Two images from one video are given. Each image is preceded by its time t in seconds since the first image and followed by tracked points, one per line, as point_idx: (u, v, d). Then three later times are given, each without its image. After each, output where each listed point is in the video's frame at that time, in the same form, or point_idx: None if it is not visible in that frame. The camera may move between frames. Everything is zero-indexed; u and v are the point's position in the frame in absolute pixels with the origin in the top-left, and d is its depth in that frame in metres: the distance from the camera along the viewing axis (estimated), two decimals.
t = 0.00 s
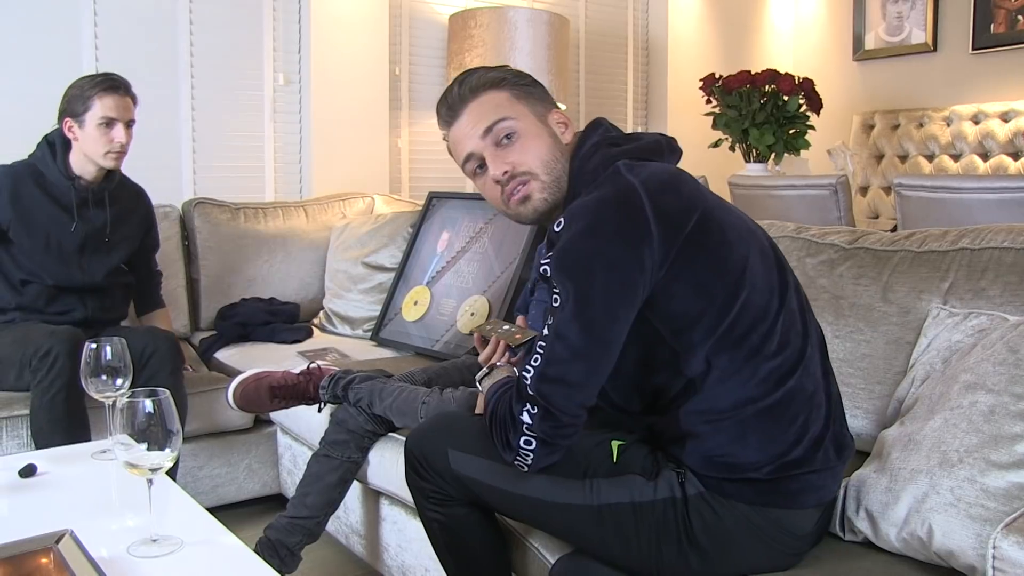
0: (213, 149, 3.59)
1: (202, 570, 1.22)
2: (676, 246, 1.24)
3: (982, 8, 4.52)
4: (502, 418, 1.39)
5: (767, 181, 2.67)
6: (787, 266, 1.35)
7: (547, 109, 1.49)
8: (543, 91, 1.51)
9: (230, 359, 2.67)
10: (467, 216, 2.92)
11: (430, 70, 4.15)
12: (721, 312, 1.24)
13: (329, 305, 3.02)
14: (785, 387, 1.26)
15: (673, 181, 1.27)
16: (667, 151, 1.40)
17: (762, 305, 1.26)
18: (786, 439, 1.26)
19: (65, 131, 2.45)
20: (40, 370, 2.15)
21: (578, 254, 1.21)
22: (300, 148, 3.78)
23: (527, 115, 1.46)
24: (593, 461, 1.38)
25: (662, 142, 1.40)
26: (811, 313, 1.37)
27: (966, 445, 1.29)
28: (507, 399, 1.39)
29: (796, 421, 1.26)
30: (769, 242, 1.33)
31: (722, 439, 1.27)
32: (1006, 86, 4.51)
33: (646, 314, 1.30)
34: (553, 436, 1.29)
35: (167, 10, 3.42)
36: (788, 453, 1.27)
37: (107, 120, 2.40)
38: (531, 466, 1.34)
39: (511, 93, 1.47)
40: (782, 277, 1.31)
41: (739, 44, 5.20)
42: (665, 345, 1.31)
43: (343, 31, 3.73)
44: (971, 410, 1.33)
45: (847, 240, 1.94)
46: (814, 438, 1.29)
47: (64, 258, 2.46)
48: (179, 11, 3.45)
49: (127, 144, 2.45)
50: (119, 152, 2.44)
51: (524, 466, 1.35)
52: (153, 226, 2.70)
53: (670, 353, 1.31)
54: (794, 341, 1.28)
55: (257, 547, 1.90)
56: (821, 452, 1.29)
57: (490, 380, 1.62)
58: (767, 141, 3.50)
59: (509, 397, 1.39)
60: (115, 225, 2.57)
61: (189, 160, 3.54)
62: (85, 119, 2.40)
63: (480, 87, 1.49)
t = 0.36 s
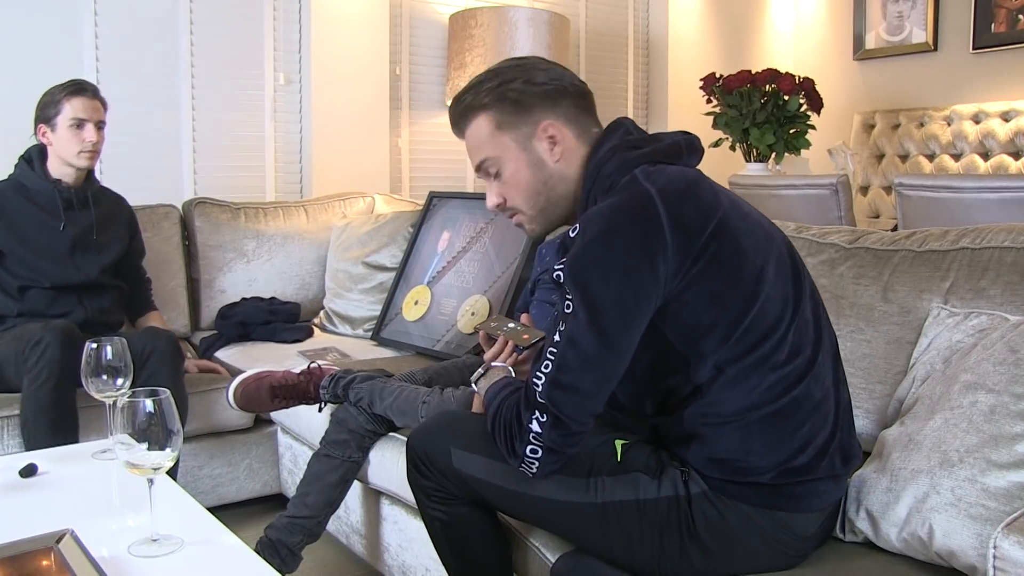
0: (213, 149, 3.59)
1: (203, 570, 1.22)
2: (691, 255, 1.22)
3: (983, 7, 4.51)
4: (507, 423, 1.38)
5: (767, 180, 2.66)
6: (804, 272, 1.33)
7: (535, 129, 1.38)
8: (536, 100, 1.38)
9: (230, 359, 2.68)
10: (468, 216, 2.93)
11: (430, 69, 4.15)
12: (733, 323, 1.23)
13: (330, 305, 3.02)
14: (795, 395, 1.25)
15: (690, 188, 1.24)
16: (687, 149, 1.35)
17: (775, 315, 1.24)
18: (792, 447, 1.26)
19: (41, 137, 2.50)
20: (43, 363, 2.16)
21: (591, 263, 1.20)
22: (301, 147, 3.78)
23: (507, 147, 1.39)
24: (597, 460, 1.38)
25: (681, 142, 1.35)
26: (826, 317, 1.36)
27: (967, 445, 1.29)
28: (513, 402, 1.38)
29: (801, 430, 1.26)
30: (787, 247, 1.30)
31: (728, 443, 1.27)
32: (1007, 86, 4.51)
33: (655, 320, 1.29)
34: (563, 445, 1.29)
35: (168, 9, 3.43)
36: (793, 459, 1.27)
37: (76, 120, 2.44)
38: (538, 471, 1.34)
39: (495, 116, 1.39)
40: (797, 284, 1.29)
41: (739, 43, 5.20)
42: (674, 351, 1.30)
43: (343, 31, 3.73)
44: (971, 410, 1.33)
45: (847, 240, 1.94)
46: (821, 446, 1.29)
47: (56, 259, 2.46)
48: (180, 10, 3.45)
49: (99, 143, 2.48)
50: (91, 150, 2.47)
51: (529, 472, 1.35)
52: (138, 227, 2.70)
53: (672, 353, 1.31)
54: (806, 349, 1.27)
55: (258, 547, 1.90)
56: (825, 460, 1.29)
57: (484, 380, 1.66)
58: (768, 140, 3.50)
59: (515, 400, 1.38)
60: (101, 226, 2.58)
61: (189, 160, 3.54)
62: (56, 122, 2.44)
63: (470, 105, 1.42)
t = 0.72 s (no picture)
0: (212, 149, 3.59)
1: (201, 570, 1.22)
2: (690, 261, 1.22)
3: (981, 7, 4.52)
4: (504, 429, 1.37)
5: (766, 180, 2.66)
6: (809, 275, 1.32)
7: (514, 155, 1.40)
8: (511, 128, 1.37)
9: (229, 357, 2.68)
10: (467, 215, 2.93)
11: (429, 69, 4.15)
12: (733, 328, 1.23)
13: (328, 305, 3.02)
14: (795, 398, 1.25)
15: (691, 192, 1.24)
16: (689, 150, 1.35)
17: (776, 320, 1.24)
18: (790, 451, 1.26)
19: (11, 134, 2.43)
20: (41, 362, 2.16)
21: (590, 269, 1.20)
22: (300, 147, 3.78)
23: (496, 169, 1.44)
24: (596, 461, 1.38)
25: (682, 142, 1.34)
26: (829, 319, 1.35)
27: (964, 445, 1.29)
28: (511, 406, 1.38)
29: (800, 433, 1.26)
30: (791, 249, 1.29)
31: (725, 446, 1.28)
32: (1005, 86, 4.51)
33: (654, 325, 1.29)
34: (562, 450, 1.29)
35: (167, 9, 3.42)
36: (793, 464, 1.27)
37: (46, 116, 2.38)
38: (538, 476, 1.33)
39: (480, 142, 1.42)
40: (800, 288, 1.28)
41: (738, 43, 5.20)
42: (673, 352, 1.30)
43: (341, 30, 3.73)
44: (969, 409, 1.33)
45: (846, 239, 1.94)
46: (820, 450, 1.29)
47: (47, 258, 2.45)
48: (179, 9, 3.45)
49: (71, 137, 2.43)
50: (63, 146, 2.41)
51: (529, 477, 1.35)
52: (121, 214, 2.68)
53: (671, 352, 1.31)
54: (807, 354, 1.27)
55: (256, 546, 1.90)
56: (825, 466, 1.29)
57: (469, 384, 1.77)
58: (767, 140, 3.49)
59: (512, 404, 1.38)
60: (85, 220, 2.56)
61: (188, 159, 3.54)
62: (26, 119, 2.38)
63: (461, 126, 1.45)
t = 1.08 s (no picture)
0: (211, 149, 3.59)
1: (200, 570, 1.22)
2: (692, 260, 1.22)
3: (980, 7, 4.52)
4: (504, 428, 1.36)
5: (765, 181, 2.66)
6: (810, 276, 1.32)
7: (516, 149, 1.40)
8: (515, 122, 1.37)
9: (228, 357, 2.68)
10: (466, 215, 2.93)
11: (429, 69, 4.15)
12: (733, 328, 1.24)
13: (328, 305, 3.02)
14: (795, 399, 1.25)
15: (692, 192, 1.24)
16: (691, 150, 1.34)
17: (777, 320, 1.24)
18: (791, 451, 1.27)
19: (15, 138, 2.31)
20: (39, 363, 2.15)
21: (591, 268, 1.20)
22: (299, 147, 3.78)
23: (497, 161, 1.44)
24: (595, 462, 1.38)
25: (685, 142, 1.34)
26: (830, 320, 1.35)
27: (964, 445, 1.29)
28: (510, 405, 1.38)
29: (800, 435, 1.26)
30: (792, 250, 1.29)
31: (725, 447, 1.28)
32: (1004, 85, 4.51)
33: (654, 325, 1.29)
34: (563, 448, 1.29)
35: (166, 8, 3.42)
36: (793, 465, 1.27)
37: (58, 126, 2.25)
38: (539, 474, 1.34)
39: (482, 134, 1.42)
40: (801, 289, 1.28)
41: (737, 42, 5.20)
42: (674, 352, 1.31)
43: (340, 30, 3.73)
44: (968, 409, 1.33)
45: (845, 239, 1.94)
46: (820, 451, 1.29)
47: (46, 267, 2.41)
48: (178, 9, 3.45)
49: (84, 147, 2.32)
50: (76, 156, 2.31)
51: (530, 475, 1.35)
52: (128, 211, 2.59)
53: (672, 352, 1.32)
54: (808, 355, 1.27)
55: (256, 547, 1.91)
56: (825, 467, 1.29)
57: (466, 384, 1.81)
58: (766, 140, 3.50)
59: (512, 403, 1.38)
60: (88, 226, 2.48)
61: (188, 159, 3.54)
62: (36, 128, 2.25)
63: (463, 116, 1.44)
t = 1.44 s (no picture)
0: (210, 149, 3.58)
1: (199, 571, 1.22)
2: (693, 261, 1.22)
3: (979, 8, 4.53)
4: (505, 427, 1.36)
5: (765, 182, 2.66)
6: (813, 278, 1.32)
7: (524, 142, 1.41)
8: (524, 115, 1.38)
9: (228, 357, 2.68)
10: (466, 216, 2.94)
11: (428, 69, 4.15)
12: (734, 329, 1.24)
13: (327, 305, 3.02)
14: (795, 400, 1.25)
15: (695, 193, 1.24)
16: (696, 150, 1.33)
17: (778, 321, 1.24)
18: (791, 452, 1.26)
19: (25, 125, 2.29)
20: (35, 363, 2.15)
21: (592, 267, 1.20)
22: (298, 148, 3.78)
23: (506, 151, 1.45)
24: (595, 463, 1.38)
25: (689, 141, 1.33)
26: (833, 320, 1.35)
27: (963, 446, 1.29)
28: (510, 404, 1.38)
29: (800, 436, 1.26)
30: (795, 252, 1.29)
31: (725, 447, 1.28)
32: (1003, 86, 4.51)
33: (656, 326, 1.29)
34: (563, 446, 1.29)
35: (166, 9, 3.42)
36: (794, 466, 1.27)
37: (72, 117, 2.24)
38: (539, 472, 1.34)
39: (492, 124, 1.43)
40: (804, 290, 1.28)
41: (737, 43, 5.20)
42: (674, 352, 1.31)
43: (339, 30, 3.73)
44: (967, 410, 1.33)
45: (844, 240, 1.94)
46: (822, 452, 1.29)
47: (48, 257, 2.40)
48: (178, 9, 3.45)
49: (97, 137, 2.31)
50: (88, 147, 2.30)
51: (530, 473, 1.35)
52: (137, 197, 2.61)
53: (672, 352, 1.32)
54: (809, 356, 1.27)
55: (255, 547, 1.91)
56: (825, 468, 1.29)
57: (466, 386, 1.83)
58: (765, 140, 3.49)
59: (512, 402, 1.38)
60: (92, 218, 2.48)
61: (187, 159, 3.54)
62: (49, 117, 2.24)
63: (476, 104, 1.46)
